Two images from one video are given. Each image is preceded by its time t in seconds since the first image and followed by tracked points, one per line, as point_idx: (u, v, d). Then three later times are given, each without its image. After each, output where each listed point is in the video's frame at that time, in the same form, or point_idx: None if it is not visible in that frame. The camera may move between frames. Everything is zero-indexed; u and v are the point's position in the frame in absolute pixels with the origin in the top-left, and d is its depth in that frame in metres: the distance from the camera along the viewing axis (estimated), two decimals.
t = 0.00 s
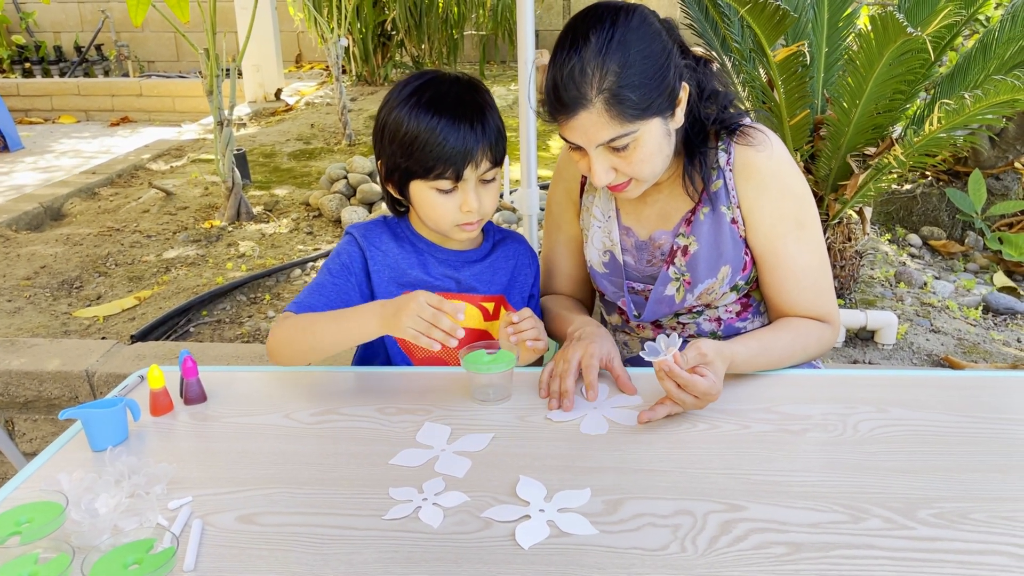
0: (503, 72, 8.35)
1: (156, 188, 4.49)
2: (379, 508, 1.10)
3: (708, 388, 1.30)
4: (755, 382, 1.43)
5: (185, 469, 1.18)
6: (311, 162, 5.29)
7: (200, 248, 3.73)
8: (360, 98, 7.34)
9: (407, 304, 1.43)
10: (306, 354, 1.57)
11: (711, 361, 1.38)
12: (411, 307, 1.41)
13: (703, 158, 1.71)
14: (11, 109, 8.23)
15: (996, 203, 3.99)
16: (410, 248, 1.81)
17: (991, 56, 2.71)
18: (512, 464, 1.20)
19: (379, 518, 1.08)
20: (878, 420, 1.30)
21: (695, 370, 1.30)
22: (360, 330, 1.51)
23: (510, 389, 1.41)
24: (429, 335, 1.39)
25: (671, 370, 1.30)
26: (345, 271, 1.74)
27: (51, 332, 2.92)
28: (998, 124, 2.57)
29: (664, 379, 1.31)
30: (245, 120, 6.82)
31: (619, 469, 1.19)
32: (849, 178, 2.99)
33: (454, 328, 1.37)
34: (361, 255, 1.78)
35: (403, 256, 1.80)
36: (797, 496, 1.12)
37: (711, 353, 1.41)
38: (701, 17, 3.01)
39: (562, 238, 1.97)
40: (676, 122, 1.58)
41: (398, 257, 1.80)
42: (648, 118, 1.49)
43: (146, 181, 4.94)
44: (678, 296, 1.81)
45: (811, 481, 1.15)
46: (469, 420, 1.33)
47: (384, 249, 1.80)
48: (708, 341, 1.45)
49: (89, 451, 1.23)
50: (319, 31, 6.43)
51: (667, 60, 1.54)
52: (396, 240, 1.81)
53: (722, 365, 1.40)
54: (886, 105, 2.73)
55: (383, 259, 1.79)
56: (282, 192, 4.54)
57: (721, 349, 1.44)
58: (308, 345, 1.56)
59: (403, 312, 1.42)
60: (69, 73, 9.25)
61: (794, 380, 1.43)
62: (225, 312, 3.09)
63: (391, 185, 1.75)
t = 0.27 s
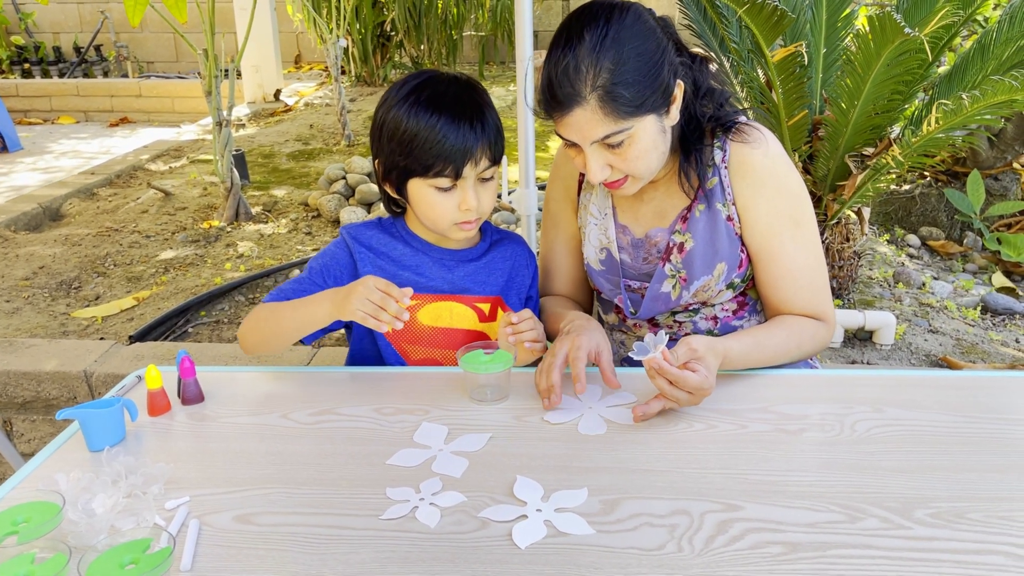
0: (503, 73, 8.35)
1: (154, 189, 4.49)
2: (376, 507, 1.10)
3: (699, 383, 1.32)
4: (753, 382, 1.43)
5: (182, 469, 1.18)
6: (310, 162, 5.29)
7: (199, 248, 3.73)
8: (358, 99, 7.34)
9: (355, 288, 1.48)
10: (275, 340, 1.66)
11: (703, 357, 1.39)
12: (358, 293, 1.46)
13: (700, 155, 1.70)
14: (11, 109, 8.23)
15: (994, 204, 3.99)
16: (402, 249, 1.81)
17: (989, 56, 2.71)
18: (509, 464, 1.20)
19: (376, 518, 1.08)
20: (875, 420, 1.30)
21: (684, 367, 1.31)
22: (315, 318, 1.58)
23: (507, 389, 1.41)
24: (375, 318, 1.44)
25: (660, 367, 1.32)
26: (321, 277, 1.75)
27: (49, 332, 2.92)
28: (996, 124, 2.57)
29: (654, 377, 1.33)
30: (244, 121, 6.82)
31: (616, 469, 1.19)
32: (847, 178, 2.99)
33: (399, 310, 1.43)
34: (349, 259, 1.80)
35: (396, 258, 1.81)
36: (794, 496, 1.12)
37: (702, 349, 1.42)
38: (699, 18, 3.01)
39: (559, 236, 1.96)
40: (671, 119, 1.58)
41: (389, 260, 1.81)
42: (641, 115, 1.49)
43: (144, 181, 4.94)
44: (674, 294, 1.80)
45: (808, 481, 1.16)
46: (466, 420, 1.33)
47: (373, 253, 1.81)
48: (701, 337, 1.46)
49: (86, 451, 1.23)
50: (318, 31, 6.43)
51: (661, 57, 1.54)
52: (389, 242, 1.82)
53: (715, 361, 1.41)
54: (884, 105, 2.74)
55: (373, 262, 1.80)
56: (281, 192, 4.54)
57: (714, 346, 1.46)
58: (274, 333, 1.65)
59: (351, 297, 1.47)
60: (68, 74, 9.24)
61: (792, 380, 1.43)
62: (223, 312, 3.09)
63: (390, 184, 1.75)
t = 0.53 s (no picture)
0: (503, 73, 8.35)
1: (154, 189, 4.49)
2: (378, 506, 1.10)
3: (696, 384, 1.31)
4: (754, 382, 1.43)
5: (183, 468, 1.18)
6: (310, 163, 5.28)
7: (199, 248, 3.72)
8: (358, 99, 7.34)
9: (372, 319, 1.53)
10: (279, 340, 1.66)
11: (701, 358, 1.38)
12: (378, 326, 1.50)
13: (700, 153, 1.70)
14: (10, 109, 8.23)
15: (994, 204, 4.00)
16: (399, 249, 1.81)
17: (989, 56, 2.71)
18: (511, 463, 1.20)
19: (378, 517, 1.08)
20: (877, 418, 1.30)
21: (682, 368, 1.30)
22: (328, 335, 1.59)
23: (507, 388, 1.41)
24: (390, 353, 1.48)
25: (659, 368, 1.31)
26: (316, 278, 1.75)
27: (49, 332, 2.92)
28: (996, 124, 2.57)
29: (652, 378, 1.32)
30: (244, 121, 6.82)
31: (618, 468, 1.19)
32: (847, 178, 2.99)
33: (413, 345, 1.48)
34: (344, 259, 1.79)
35: (393, 258, 1.80)
36: (795, 495, 1.12)
37: (700, 350, 1.41)
38: (700, 17, 3.00)
39: (564, 229, 1.93)
40: (670, 116, 1.57)
41: (385, 260, 1.80)
42: (639, 112, 1.49)
43: (144, 181, 4.94)
44: (677, 292, 1.80)
45: (810, 480, 1.15)
46: (468, 418, 1.32)
47: (369, 253, 1.80)
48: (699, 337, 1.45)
49: (87, 450, 1.23)
50: (318, 31, 6.43)
51: (660, 53, 1.54)
52: (385, 241, 1.81)
53: (713, 362, 1.40)
54: (884, 105, 2.74)
55: (370, 263, 1.79)
56: (280, 192, 4.54)
57: (711, 346, 1.45)
58: (280, 334, 1.64)
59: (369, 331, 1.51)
60: (68, 74, 9.24)
61: (793, 379, 1.43)
62: (223, 312, 3.09)
63: (385, 186, 1.75)
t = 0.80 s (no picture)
0: (502, 74, 8.36)
1: (154, 190, 4.49)
2: (378, 506, 1.10)
3: (698, 385, 1.30)
4: (754, 381, 1.43)
5: (184, 468, 1.18)
6: (309, 163, 5.28)
7: (198, 249, 3.72)
8: (357, 99, 7.34)
9: (374, 348, 1.50)
10: (309, 353, 1.74)
11: (702, 359, 1.38)
12: (376, 355, 1.46)
13: (700, 148, 1.71)
14: (9, 110, 8.23)
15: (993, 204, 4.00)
16: (395, 251, 1.80)
17: (988, 56, 2.71)
18: (511, 462, 1.20)
19: (378, 516, 1.08)
20: (877, 418, 1.30)
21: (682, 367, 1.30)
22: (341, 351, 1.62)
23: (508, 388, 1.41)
24: (391, 377, 1.42)
25: (660, 368, 1.31)
26: (322, 289, 1.80)
27: (48, 332, 2.92)
28: (996, 124, 2.57)
29: (654, 378, 1.32)
30: (243, 121, 6.81)
31: (619, 467, 1.19)
32: (847, 178, 2.99)
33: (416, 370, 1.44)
34: (341, 264, 1.79)
35: (389, 261, 1.79)
36: (795, 494, 1.12)
37: (702, 351, 1.41)
38: (699, 18, 3.00)
39: (567, 228, 1.93)
40: (670, 109, 1.58)
41: (381, 263, 1.79)
42: (641, 103, 1.50)
43: (144, 182, 4.94)
44: (678, 292, 1.81)
45: (810, 479, 1.16)
46: (468, 418, 1.33)
47: (365, 257, 1.79)
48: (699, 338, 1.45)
49: (87, 450, 1.23)
50: (317, 32, 6.43)
51: (657, 45, 1.55)
52: (382, 245, 1.80)
53: (715, 364, 1.40)
54: (884, 105, 2.74)
55: (366, 266, 1.79)
56: (280, 193, 4.54)
57: (713, 347, 1.44)
58: (308, 348, 1.73)
59: (368, 360, 1.46)
60: (67, 75, 9.24)
61: (793, 379, 1.43)
62: (223, 312, 3.09)
63: (382, 194, 1.75)
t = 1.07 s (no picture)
0: (500, 74, 8.36)
1: (151, 190, 4.48)
2: (374, 506, 1.10)
3: (706, 385, 1.31)
4: (749, 381, 1.43)
5: (180, 468, 1.18)
6: (307, 164, 5.29)
7: (196, 249, 3.72)
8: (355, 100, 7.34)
9: (372, 350, 1.50)
10: (308, 356, 1.75)
11: (710, 359, 1.38)
12: (373, 357, 1.47)
13: (696, 144, 1.71)
14: (7, 111, 8.22)
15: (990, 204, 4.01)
16: (390, 253, 1.81)
17: (984, 56, 2.72)
18: (507, 462, 1.20)
19: (374, 516, 1.08)
20: (872, 418, 1.31)
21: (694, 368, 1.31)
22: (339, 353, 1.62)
23: (503, 389, 1.42)
24: (388, 379, 1.42)
25: (671, 368, 1.30)
26: (321, 292, 1.82)
27: (46, 333, 2.92)
28: (992, 124, 2.58)
29: (663, 378, 1.32)
30: (241, 122, 6.82)
31: (614, 467, 1.19)
32: (843, 178, 3.00)
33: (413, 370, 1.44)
34: (336, 266, 1.80)
35: (384, 263, 1.80)
36: (790, 493, 1.13)
37: (709, 351, 1.41)
38: (696, 19, 2.99)
39: (563, 228, 1.93)
40: (665, 104, 1.60)
41: (376, 265, 1.80)
42: (637, 96, 1.51)
43: (142, 183, 4.94)
44: (674, 290, 1.81)
45: (805, 479, 1.16)
46: (464, 418, 1.33)
47: (360, 259, 1.80)
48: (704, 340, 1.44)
49: (84, 450, 1.23)
50: (315, 32, 6.43)
51: (651, 41, 1.57)
52: (376, 247, 1.81)
53: (722, 364, 1.40)
54: (880, 105, 2.75)
55: (360, 269, 1.79)
56: (278, 194, 4.54)
57: (721, 348, 1.44)
58: (307, 350, 1.74)
59: (366, 360, 1.46)
60: (65, 76, 9.23)
61: (789, 379, 1.43)
62: (220, 313, 3.09)
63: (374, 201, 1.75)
